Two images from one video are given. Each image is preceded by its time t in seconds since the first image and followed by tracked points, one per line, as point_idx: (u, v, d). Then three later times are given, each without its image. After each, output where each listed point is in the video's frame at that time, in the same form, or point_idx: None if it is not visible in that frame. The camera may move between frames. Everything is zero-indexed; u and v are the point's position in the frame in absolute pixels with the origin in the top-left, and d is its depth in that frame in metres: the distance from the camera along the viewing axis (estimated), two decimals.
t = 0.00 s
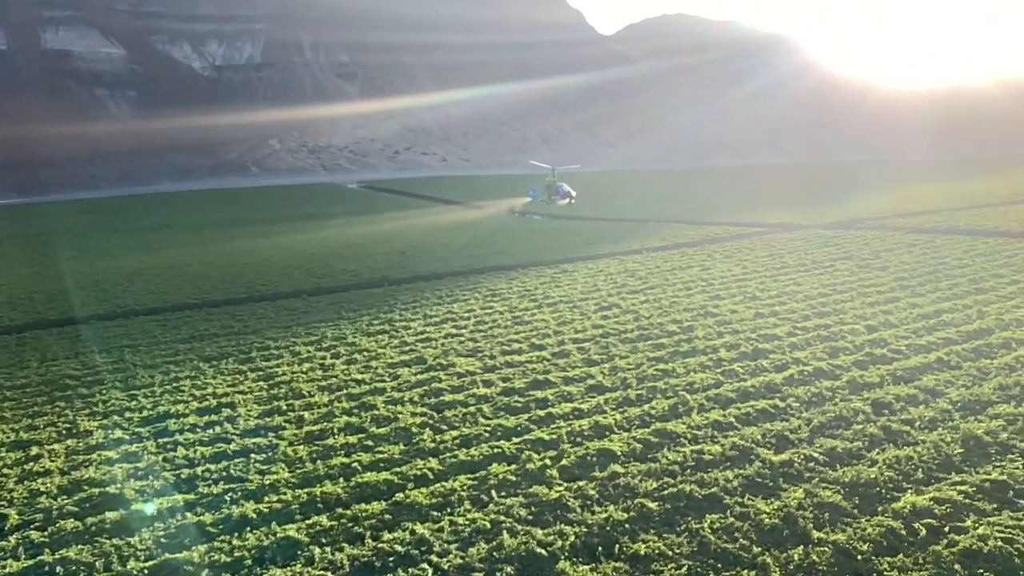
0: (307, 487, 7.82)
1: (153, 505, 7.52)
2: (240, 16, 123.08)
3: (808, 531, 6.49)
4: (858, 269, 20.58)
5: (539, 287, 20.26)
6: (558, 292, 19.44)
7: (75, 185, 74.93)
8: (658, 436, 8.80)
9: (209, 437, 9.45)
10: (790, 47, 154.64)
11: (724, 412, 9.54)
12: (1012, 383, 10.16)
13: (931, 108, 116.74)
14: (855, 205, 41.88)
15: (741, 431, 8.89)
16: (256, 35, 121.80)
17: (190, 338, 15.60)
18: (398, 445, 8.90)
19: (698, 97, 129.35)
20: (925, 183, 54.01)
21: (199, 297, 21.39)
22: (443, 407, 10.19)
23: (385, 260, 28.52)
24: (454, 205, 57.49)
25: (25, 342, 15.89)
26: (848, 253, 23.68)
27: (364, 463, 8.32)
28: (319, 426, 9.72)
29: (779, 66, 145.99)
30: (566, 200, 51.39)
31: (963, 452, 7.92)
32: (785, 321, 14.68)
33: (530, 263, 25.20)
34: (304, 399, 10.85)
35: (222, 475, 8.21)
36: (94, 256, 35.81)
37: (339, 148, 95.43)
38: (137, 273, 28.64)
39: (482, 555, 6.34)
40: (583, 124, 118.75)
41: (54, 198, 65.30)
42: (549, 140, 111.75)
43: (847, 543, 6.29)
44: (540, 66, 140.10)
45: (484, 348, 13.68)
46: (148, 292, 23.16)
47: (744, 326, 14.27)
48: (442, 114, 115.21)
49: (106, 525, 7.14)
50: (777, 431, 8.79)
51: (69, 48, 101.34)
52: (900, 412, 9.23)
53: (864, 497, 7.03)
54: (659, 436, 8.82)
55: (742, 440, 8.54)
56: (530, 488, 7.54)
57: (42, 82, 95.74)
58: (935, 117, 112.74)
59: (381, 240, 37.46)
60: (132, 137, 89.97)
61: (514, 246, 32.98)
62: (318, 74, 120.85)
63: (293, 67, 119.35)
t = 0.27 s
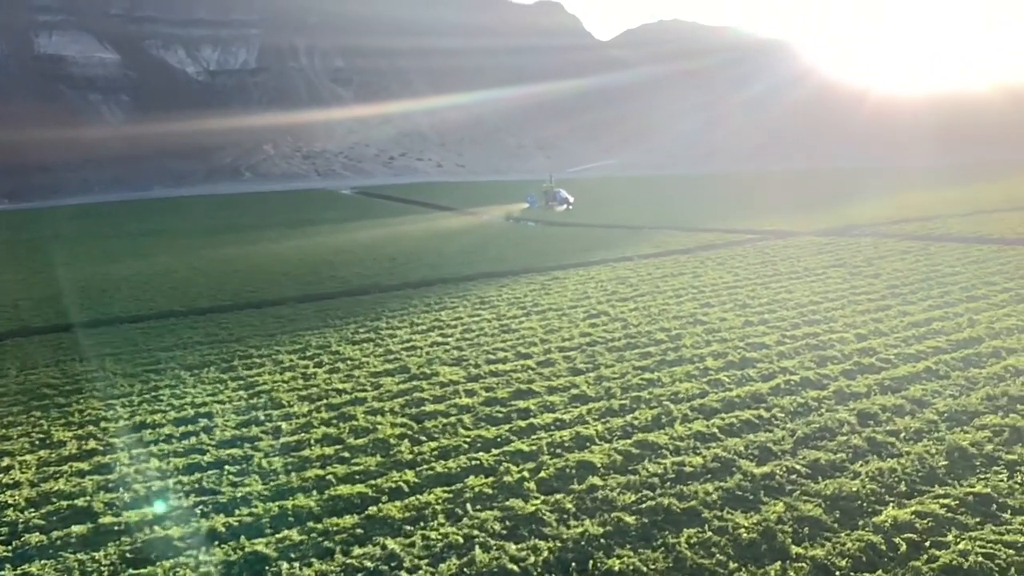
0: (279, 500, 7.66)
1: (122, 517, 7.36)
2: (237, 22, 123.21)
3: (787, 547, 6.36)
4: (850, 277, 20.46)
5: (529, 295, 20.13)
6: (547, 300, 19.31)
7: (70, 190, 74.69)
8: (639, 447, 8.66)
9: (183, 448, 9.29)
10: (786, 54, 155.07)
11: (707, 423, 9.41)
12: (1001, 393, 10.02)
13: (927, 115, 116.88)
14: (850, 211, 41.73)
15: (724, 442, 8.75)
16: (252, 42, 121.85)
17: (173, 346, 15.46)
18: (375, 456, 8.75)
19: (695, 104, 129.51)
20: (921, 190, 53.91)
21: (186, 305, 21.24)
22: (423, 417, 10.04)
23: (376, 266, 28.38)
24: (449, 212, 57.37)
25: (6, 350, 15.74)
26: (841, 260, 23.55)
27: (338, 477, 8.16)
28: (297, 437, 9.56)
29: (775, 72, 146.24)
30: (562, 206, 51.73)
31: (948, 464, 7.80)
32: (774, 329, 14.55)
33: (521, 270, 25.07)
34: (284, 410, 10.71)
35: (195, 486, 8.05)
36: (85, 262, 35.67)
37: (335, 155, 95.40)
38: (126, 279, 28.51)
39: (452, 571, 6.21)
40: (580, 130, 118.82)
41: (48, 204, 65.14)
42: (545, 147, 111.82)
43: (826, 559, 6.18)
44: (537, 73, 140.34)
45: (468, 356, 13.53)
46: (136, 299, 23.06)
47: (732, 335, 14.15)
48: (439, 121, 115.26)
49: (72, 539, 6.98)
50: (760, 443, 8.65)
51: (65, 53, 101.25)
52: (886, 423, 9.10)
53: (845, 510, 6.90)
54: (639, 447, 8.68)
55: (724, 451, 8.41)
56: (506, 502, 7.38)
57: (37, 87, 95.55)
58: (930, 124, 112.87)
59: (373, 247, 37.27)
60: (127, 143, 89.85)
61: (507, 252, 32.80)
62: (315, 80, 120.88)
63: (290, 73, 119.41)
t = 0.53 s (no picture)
0: (254, 505, 7.57)
1: (93, 523, 7.27)
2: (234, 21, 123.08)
3: (764, 554, 6.27)
4: (842, 278, 20.39)
5: (520, 295, 20.04)
6: (537, 301, 19.21)
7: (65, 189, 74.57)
8: (621, 451, 8.55)
9: (161, 451, 9.17)
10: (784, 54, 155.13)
11: (691, 426, 9.30)
12: (987, 397, 9.93)
13: (924, 116, 116.93)
14: (844, 212, 41.66)
15: (706, 446, 8.65)
16: (250, 41, 121.70)
17: (159, 347, 15.34)
18: (354, 460, 8.65)
19: (692, 105, 129.50)
20: (916, 192, 53.86)
21: (176, 304, 21.15)
22: (405, 420, 9.93)
23: (369, 266, 28.31)
24: (445, 212, 57.28)
25: None
26: (834, 261, 23.50)
27: (316, 481, 8.07)
28: (277, 440, 9.47)
29: (773, 73, 146.25)
30: (561, 206, 51.09)
31: (931, 469, 7.71)
32: (763, 331, 14.47)
33: (513, 270, 25.00)
34: (266, 412, 10.61)
35: (170, 491, 7.96)
36: (79, 261, 35.62)
37: (332, 154, 95.32)
38: (118, 279, 28.47)
39: None
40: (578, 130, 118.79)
41: (43, 203, 65.08)
42: (542, 147, 111.76)
43: (804, 567, 6.09)
44: (535, 73, 140.31)
45: (456, 357, 13.42)
46: (126, 299, 23.01)
47: (721, 336, 14.08)
48: (436, 121, 115.21)
49: (42, 546, 6.89)
50: (743, 447, 8.56)
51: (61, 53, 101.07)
52: (871, 427, 9.01)
53: (826, 517, 6.82)
54: (622, 450, 8.58)
55: (707, 455, 8.31)
56: (483, 506, 7.29)
57: (33, 86, 95.38)
58: (928, 126, 112.89)
59: (367, 247, 37.19)
60: (123, 142, 89.76)
61: (502, 253, 32.73)
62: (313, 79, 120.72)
63: (287, 72, 119.28)
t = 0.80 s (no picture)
0: (228, 513, 7.45)
1: (64, 532, 7.16)
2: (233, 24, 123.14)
3: (742, 566, 6.17)
4: (834, 282, 20.29)
5: (511, 299, 19.93)
6: (529, 304, 19.09)
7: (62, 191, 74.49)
8: (603, 459, 8.44)
9: (139, 457, 9.05)
10: (783, 58, 155.32)
11: (675, 433, 9.20)
12: (976, 403, 9.83)
13: (923, 119, 116.90)
14: (842, 216, 41.55)
15: (691, 453, 8.53)
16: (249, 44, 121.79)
17: (145, 351, 15.23)
18: (333, 467, 8.53)
19: (691, 108, 129.56)
20: (914, 195, 53.77)
21: (167, 307, 21.09)
22: (387, 427, 9.82)
23: (362, 270, 28.21)
24: (442, 215, 57.20)
25: None
26: (827, 265, 23.39)
27: (292, 488, 7.95)
28: (256, 446, 9.35)
29: (773, 76, 146.15)
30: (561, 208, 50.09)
31: (915, 477, 7.61)
32: (753, 336, 14.38)
33: (507, 274, 24.89)
34: (247, 418, 10.50)
35: (143, 499, 7.83)
36: (72, 264, 35.56)
37: (330, 157, 95.29)
38: (110, 282, 28.40)
39: None
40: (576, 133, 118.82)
41: (40, 206, 65.03)
42: (540, 150, 111.77)
43: None
44: (534, 77, 140.40)
45: (443, 362, 13.31)
46: (116, 302, 22.94)
47: (710, 341, 13.99)
48: (435, 124, 115.13)
49: (11, 556, 6.79)
50: (727, 454, 8.44)
51: (59, 55, 101.06)
52: (857, 434, 8.89)
53: (806, 526, 6.71)
54: (604, 458, 8.47)
55: (689, 463, 8.21)
56: (459, 516, 7.18)
57: (31, 88, 95.35)
58: (927, 129, 112.89)
59: (364, 250, 37.14)
60: (121, 144, 89.73)
61: (497, 256, 32.69)
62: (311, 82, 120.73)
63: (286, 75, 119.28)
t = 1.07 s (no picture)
0: (200, 529, 7.30)
1: (30, 550, 6.99)
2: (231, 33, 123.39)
3: None
4: (828, 291, 20.15)
5: (503, 308, 19.78)
6: (520, 314, 18.94)
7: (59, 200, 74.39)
8: (585, 472, 8.30)
9: (115, 471, 8.89)
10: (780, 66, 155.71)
11: (660, 445, 9.07)
12: (966, 414, 9.68)
13: (920, 126, 117.03)
14: (840, 223, 41.41)
15: (675, 466, 8.39)
16: (247, 53, 122.01)
17: (130, 362, 15.06)
18: (310, 482, 8.38)
19: (689, 116, 129.65)
20: (912, 202, 53.66)
21: (156, 317, 20.95)
22: (368, 440, 9.67)
23: (354, 279, 28.05)
24: (439, 223, 57.11)
25: None
26: (822, 273, 23.27)
27: (268, 504, 7.80)
28: (234, 460, 9.19)
29: (770, 84, 146.29)
30: (561, 218, 51.58)
31: (901, 491, 7.48)
32: (743, 345, 14.24)
33: (500, 283, 24.73)
34: (228, 430, 10.34)
35: (115, 515, 7.66)
36: (65, 273, 35.41)
37: (327, 165, 95.27)
38: (101, 291, 28.28)
39: None
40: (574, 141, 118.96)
41: (35, 214, 64.90)
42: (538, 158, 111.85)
43: None
44: (531, 85, 140.62)
45: (429, 373, 13.16)
46: (105, 312, 22.82)
47: (700, 351, 13.84)
48: (432, 133, 115.20)
49: None
50: (711, 467, 8.30)
51: (57, 64, 101.18)
52: (845, 446, 8.75)
53: (789, 543, 6.58)
54: (586, 471, 8.33)
55: (672, 477, 8.06)
56: (436, 532, 7.04)
57: (28, 97, 95.36)
58: (925, 137, 112.96)
59: (358, 259, 36.99)
60: (118, 153, 89.72)
61: (491, 264, 32.55)
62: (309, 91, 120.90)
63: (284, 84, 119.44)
